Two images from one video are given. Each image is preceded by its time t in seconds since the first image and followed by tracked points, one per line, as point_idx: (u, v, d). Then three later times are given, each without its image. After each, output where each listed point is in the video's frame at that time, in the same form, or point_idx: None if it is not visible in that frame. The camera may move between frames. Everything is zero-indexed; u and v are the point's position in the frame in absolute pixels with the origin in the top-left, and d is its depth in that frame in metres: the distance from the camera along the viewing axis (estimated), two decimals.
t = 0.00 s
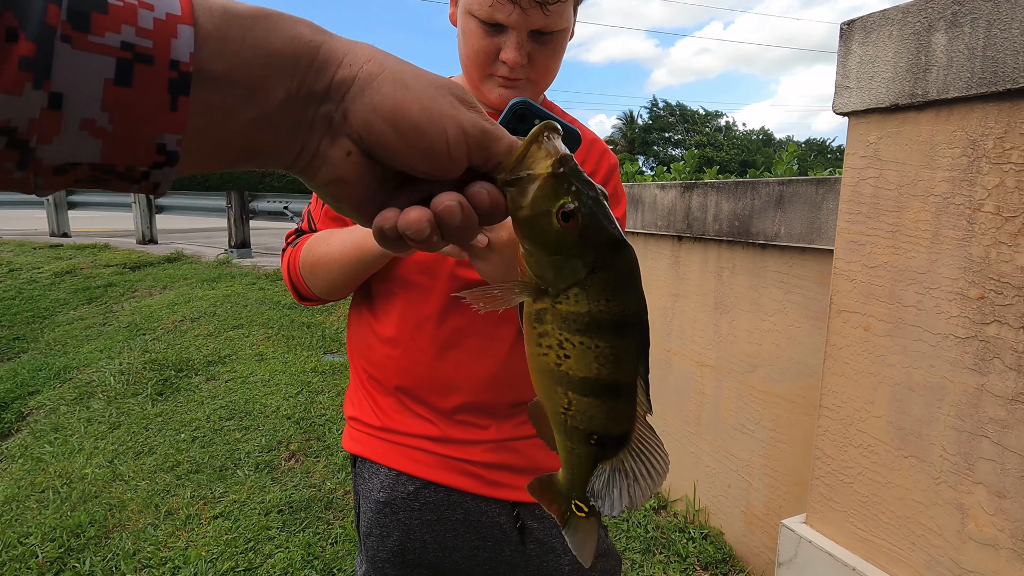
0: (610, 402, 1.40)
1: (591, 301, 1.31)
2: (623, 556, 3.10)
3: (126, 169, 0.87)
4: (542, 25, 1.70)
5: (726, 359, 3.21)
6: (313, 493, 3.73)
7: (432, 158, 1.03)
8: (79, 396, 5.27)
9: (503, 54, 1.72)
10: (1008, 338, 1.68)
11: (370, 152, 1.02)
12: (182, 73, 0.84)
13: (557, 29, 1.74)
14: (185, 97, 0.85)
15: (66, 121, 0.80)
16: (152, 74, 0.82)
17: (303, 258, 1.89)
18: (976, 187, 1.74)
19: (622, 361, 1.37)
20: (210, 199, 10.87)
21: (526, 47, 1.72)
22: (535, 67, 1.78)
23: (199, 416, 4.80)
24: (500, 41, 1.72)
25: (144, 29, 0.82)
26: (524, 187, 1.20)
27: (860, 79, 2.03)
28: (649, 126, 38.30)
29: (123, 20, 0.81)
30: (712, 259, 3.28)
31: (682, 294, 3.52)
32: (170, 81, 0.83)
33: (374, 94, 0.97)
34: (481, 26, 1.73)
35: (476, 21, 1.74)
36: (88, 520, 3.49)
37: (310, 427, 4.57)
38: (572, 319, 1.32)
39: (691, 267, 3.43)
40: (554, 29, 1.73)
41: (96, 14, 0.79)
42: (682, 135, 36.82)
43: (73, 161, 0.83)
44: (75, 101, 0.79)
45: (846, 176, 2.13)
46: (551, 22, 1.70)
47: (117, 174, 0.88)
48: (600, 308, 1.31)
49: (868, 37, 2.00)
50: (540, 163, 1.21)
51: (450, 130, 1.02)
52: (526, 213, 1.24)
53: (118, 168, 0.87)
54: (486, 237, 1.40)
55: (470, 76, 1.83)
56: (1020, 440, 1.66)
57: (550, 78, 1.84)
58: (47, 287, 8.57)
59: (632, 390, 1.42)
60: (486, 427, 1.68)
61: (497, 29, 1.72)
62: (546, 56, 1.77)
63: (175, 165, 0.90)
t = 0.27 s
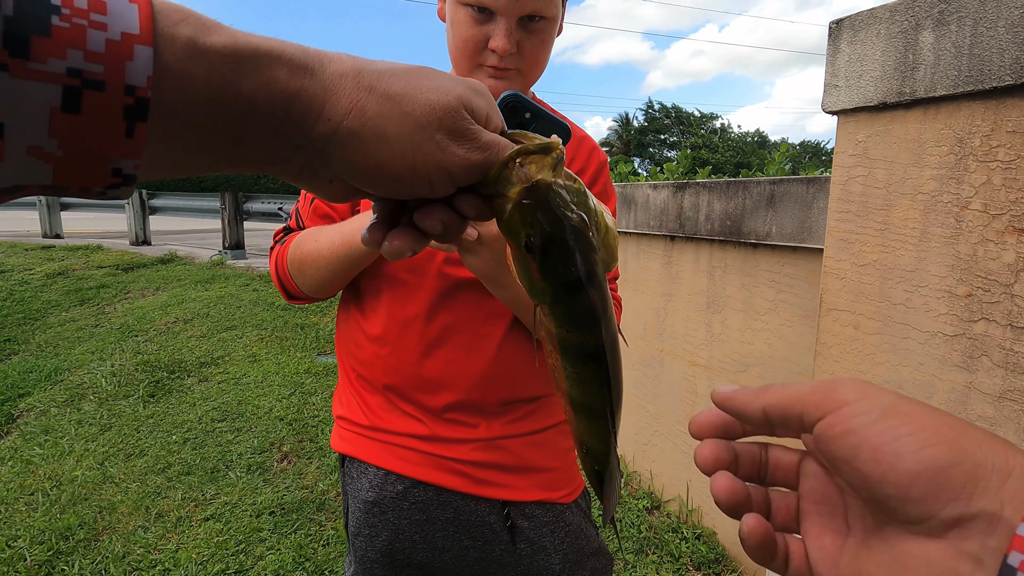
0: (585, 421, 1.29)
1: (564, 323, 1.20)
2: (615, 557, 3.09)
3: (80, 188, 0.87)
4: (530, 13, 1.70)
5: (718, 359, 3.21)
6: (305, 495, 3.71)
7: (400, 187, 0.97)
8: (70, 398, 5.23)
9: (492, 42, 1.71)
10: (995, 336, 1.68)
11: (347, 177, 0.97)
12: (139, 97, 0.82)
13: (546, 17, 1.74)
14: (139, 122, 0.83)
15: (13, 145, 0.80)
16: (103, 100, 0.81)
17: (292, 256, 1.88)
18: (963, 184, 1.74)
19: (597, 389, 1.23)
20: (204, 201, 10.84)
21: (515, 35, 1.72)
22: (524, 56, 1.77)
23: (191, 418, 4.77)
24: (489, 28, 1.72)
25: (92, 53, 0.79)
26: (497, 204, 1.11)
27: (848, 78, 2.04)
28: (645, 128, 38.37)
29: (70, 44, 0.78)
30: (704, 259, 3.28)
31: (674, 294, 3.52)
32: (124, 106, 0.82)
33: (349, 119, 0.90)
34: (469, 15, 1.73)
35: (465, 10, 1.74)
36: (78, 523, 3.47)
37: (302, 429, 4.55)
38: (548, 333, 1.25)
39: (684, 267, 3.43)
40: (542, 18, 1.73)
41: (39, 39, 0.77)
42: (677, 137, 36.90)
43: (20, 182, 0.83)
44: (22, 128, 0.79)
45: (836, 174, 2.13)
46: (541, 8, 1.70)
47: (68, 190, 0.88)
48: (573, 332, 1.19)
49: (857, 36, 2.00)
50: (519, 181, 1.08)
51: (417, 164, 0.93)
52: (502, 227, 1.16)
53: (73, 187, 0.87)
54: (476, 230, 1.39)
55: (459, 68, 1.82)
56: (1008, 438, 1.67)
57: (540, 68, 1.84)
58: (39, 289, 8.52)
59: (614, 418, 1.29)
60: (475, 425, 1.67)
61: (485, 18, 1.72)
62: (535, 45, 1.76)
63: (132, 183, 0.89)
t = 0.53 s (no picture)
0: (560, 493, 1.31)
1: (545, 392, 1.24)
2: (615, 564, 3.07)
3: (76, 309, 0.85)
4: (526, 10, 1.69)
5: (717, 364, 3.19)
6: (301, 501, 3.68)
7: (397, 268, 1.00)
8: (65, 404, 5.19)
9: (488, 40, 1.70)
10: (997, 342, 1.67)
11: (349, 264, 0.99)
12: (136, 215, 0.81)
13: (542, 15, 1.73)
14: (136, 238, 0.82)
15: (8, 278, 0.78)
16: (99, 222, 0.80)
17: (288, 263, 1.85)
18: (963, 189, 1.73)
19: (573, 462, 1.27)
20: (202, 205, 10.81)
21: (511, 32, 1.71)
22: (520, 54, 1.76)
23: (187, 423, 4.73)
24: (486, 27, 1.71)
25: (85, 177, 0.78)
26: (490, 269, 1.16)
27: (847, 82, 2.03)
28: (643, 133, 38.46)
29: (64, 170, 0.77)
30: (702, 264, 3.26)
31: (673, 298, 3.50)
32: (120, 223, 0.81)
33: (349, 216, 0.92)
34: (465, 14, 1.72)
35: (460, 10, 1.73)
36: (71, 530, 3.43)
37: (299, 434, 4.52)
38: (528, 404, 1.28)
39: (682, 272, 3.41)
40: (538, 16, 1.72)
41: (32, 169, 0.76)
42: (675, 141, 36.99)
43: (17, 311, 0.81)
44: (17, 259, 0.77)
45: (835, 179, 2.12)
46: (537, 5, 1.69)
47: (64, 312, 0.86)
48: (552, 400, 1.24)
49: (855, 40, 1.99)
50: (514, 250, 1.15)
51: (416, 248, 0.96)
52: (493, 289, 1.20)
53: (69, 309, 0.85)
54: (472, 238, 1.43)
55: (455, 69, 1.81)
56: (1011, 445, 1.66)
57: (536, 67, 1.82)
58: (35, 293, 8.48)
59: (586, 489, 1.33)
60: (475, 433, 1.66)
61: (480, 16, 1.72)
62: (531, 43, 1.75)
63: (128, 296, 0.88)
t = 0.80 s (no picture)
0: (553, 412, 1.35)
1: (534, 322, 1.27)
2: None
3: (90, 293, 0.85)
4: (534, 13, 1.68)
5: (722, 373, 3.16)
6: (301, 512, 3.63)
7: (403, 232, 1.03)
8: (63, 413, 5.15)
9: (496, 44, 1.68)
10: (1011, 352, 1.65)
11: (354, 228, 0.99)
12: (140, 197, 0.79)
13: (549, 18, 1.72)
14: (145, 221, 0.81)
15: (20, 268, 0.77)
16: (105, 207, 0.78)
17: (290, 272, 1.82)
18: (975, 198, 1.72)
19: (564, 378, 1.32)
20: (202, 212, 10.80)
21: (519, 36, 1.69)
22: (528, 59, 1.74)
23: (186, 432, 4.69)
24: (493, 31, 1.69)
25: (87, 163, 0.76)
26: (480, 218, 1.16)
27: (855, 89, 2.01)
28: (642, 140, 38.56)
29: (65, 156, 0.75)
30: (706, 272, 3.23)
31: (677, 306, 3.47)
32: (126, 207, 0.79)
33: (358, 193, 0.92)
34: (471, 19, 1.70)
35: (466, 14, 1.70)
36: (68, 542, 3.39)
37: (299, 443, 4.48)
38: (517, 333, 1.30)
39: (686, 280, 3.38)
40: (545, 20, 1.71)
41: (33, 157, 0.74)
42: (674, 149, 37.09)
43: (32, 298, 0.80)
44: (29, 245, 0.76)
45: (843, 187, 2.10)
46: (543, 9, 1.68)
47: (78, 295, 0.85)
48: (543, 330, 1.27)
49: (862, 48, 1.98)
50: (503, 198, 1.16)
51: (422, 214, 0.99)
52: (482, 235, 1.20)
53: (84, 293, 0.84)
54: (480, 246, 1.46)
55: (462, 74, 1.79)
56: None
57: (544, 73, 1.81)
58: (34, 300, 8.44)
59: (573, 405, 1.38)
60: (480, 447, 1.63)
61: (487, 21, 1.70)
62: (539, 47, 1.74)
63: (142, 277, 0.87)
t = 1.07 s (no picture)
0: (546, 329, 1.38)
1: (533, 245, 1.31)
2: None
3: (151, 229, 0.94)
4: (540, 17, 1.67)
5: (727, 380, 3.14)
6: (303, 520, 3.60)
7: (423, 163, 1.11)
8: (63, 419, 5.13)
9: (503, 49, 1.67)
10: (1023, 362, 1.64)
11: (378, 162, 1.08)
12: (194, 135, 0.87)
13: (556, 23, 1.71)
14: (197, 157, 0.89)
15: (92, 206, 0.85)
16: (163, 145, 0.86)
17: (296, 281, 1.80)
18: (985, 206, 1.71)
19: (559, 299, 1.36)
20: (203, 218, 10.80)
21: (525, 40, 1.69)
22: (535, 63, 1.73)
23: (187, 439, 4.67)
24: (499, 36, 1.68)
25: (144, 103, 0.83)
26: (487, 149, 1.19)
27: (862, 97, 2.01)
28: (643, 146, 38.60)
29: (123, 98, 0.82)
30: (711, 279, 3.22)
31: (681, 313, 3.45)
32: (181, 145, 0.87)
33: (386, 130, 1.02)
34: (477, 24, 1.69)
35: (472, 20, 1.70)
36: (68, 550, 3.38)
37: (300, 450, 4.45)
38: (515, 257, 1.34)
39: (690, 286, 3.37)
40: (552, 24, 1.71)
41: (97, 99, 0.81)
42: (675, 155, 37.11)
43: (103, 234, 0.89)
44: (98, 184, 0.84)
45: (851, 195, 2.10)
46: (550, 13, 1.68)
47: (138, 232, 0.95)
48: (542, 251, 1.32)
49: (869, 56, 1.98)
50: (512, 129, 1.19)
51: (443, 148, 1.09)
52: (488, 164, 1.24)
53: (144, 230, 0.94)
54: (484, 253, 1.45)
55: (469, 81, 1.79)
56: None
57: (551, 76, 1.81)
58: (35, 306, 8.43)
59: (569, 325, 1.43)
60: (489, 460, 1.61)
61: (493, 26, 1.69)
62: (546, 51, 1.73)
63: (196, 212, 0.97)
